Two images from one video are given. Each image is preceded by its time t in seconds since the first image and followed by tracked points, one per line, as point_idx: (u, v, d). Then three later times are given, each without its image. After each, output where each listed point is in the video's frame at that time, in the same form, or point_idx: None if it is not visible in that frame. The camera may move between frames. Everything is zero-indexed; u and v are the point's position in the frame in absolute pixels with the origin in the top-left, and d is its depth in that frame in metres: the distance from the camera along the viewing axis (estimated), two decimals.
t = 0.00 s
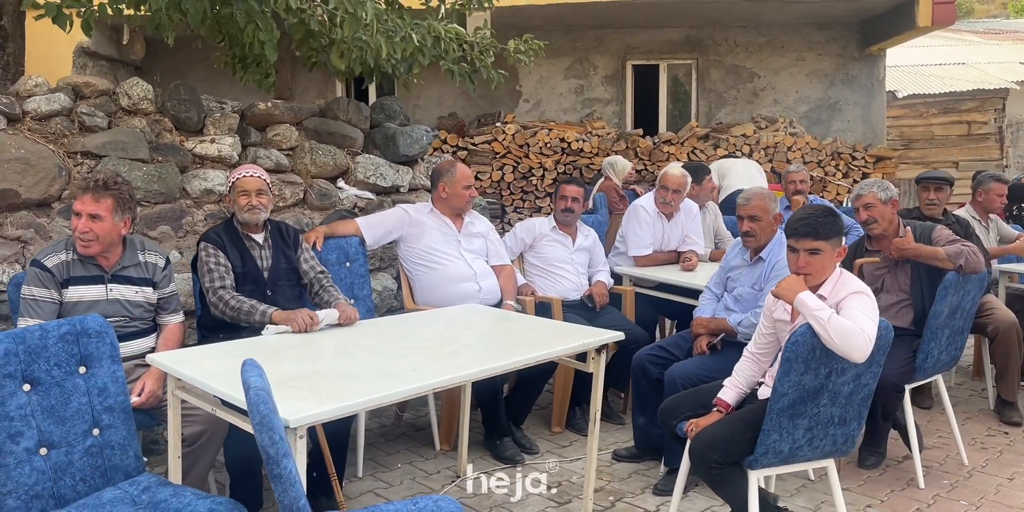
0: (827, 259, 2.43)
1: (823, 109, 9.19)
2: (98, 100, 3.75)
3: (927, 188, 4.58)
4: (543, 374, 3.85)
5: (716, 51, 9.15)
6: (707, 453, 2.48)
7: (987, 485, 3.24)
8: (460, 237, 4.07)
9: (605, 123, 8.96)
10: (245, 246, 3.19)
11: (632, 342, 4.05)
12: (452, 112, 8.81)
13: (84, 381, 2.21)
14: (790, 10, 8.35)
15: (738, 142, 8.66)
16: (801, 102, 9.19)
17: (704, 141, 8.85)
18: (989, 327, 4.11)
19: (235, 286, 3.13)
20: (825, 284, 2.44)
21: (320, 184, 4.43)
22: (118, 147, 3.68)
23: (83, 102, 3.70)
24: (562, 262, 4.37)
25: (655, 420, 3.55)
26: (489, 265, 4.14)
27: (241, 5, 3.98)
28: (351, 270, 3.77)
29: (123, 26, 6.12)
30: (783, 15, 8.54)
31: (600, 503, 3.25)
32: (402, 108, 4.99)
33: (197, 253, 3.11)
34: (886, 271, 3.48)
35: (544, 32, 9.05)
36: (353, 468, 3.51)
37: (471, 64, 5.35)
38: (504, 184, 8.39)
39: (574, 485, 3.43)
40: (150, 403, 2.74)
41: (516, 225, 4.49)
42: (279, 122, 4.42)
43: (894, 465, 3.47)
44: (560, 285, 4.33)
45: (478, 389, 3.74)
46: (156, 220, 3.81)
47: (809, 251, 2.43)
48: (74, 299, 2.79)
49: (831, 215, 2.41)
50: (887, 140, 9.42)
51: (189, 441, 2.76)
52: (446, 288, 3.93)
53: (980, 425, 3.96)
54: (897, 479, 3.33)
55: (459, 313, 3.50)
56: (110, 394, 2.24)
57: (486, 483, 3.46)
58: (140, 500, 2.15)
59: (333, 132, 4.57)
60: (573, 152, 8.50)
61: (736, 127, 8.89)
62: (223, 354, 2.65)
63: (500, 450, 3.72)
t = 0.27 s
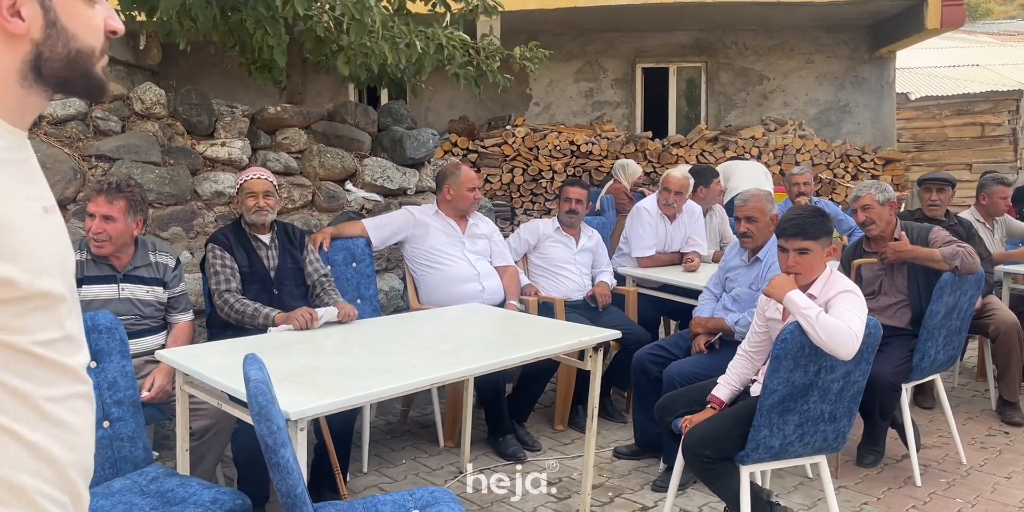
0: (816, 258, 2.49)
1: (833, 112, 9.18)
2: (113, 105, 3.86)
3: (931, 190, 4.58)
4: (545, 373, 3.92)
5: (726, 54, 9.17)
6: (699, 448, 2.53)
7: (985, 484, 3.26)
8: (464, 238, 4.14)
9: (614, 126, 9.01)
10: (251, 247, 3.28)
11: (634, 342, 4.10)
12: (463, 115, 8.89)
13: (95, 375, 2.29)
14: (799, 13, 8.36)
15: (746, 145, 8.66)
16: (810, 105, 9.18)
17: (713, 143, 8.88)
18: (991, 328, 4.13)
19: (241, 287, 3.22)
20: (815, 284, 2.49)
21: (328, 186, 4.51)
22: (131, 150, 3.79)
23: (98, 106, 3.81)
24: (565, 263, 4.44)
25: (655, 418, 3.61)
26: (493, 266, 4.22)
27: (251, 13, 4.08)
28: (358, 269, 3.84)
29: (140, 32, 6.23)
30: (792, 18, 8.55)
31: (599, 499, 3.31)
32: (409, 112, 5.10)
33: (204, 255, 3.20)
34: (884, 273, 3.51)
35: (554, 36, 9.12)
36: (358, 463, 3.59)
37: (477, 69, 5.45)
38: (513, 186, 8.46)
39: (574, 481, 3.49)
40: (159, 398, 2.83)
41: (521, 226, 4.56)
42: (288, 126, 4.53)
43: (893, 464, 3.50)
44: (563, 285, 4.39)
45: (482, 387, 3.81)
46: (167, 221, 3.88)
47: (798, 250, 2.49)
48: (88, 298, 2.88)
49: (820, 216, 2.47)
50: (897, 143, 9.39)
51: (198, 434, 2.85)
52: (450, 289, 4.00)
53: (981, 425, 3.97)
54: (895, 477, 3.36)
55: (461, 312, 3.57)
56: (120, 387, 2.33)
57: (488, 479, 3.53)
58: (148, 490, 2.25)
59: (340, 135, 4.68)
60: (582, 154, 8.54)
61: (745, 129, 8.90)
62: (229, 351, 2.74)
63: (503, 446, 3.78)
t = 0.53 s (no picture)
0: (811, 258, 2.56)
1: (846, 112, 9.14)
2: (129, 109, 3.95)
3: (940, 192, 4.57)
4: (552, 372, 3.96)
5: (738, 55, 9.16)
6: (699, 445, 2.57)
7: (990, 483, 3.27)
8: (472, 239, 4.20)
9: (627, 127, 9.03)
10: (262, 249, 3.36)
11: (640, 341, 4.14)
12: (476, 117, 8.93)
13: (109, 372, 2.36)
14: (812, 14, 8.33)
15: (758, 145, 8.66)
16: (823, 105, 9.15)
17: (726, 144, 8.86)
18: (999, 328, 4.14)
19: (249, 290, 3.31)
20: (813, 284, 2.54)
21: (340, 188, 4.55)
22: (147, 153, 3.87)
23: (115, 110, 3.90)
24: (572, 262, 4.48)
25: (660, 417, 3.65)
26: (501, 266, 4.27)
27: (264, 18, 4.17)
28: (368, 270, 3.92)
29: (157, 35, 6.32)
30: (805, 18, 8.53)
31: (604, 497, 3.35)
32: (420, 115, 5.17)
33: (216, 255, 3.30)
34: (888, 273, 3.52)
35: (567, 37, 9.18)
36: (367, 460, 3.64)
37: (487, 72, 5.51)
38: (526, 187, 8.50)
39: (581, 479, 3.54)
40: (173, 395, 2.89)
41: (528, 228, 4.61)
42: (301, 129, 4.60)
43: (898, 463, 3.51)
44: (570, 285, 4.43)
45: (489, 386, 3.86)
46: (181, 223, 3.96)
47: (794, 251, 2.56)
48: (104, 296, 2.94)
49: (815, 217, 2.55)
50: (911, 143, 9.35)
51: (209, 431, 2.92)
52: (458, 288, 4.05)
53: (989, 425, 3.97)
54: (899, 476, 3.38)
55: (468, 312, 3.62)
56: (133, 383, 2.40)
57: (495, 477, 3.57)
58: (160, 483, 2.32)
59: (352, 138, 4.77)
60: (594, 155, 8.58)
61: (758, 130, 8.89)
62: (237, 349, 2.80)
63: (510, 445, 3.83)
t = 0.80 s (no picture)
0: (817, 258, 2.58)
1: (863, 112, 9.05)
2: (146, 112, 4.01)
3: (956, 192, 4.53)
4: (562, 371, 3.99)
5: (754, 54, 9.10)
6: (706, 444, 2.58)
7: (1002, 484, 3.25)
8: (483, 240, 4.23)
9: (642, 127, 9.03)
10: (275, 251, 3.42)
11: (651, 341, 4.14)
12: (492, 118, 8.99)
13: (124, 370, 2.41)
14: (828, 13, 8.27)
15: (774, 145, 8.60)
16: (840, 105, 9.07)
17: (741, 144, 8.76)
18: (1015, 329, 4.11)
19: (258, 291, 3.40)
20: (819, 283, 2.56)
21: (352, 189, 4.65)
22: (163, 156, 3.94)
23: (132, 113, 3.96)
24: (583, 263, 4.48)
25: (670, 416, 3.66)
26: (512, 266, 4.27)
27: (279, 21, 4.22)
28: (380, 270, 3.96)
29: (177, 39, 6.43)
30: (821, 18, 8.47)
31: (613, 496, 3.37)
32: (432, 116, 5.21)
33: (227, 257, 3.38)
34: (900, 272, 3.50)
35: (581, 38, 9.21)
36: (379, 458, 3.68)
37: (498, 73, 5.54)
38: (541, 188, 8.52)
39: (591, 478, 3.56)
40: (188, 393, 2.95)
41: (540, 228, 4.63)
42: (314, 131, 4.63)
43: (910, 464, 3.50)
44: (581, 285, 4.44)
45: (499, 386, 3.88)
46: (196, 224, 4.03)
47: (799, 251, 2.60)
48: (120, 296, 3.00)
49: (817, 217, 2.59)
50: (929, 143, 9.26)
51: (223, 429, 2.98)
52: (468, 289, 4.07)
53: (1004, 426, 3.94)
54: (911, 477, 3.36)
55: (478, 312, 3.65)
56: (147, 381, 2.45)
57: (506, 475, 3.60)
58: (173, 479, 2.36)
59: (364, 140, 4.83)
60: (609, 156, 8.61)
61: (773, 130, 8.82)
62: (250, 348, 2.85)
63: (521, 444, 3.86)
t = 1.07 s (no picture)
0: (824, 258, 2.58)
1: (880, 111, 8.98)
2: (162, 115, 4.07)
3: (973, 192, 4.47)
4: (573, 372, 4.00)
5: (770, 54, 8.90)
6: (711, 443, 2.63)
7: (1016, 486, 3.22)
8: (494, 241, 4.25)
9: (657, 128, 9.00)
10: (286, 252, 3.46)
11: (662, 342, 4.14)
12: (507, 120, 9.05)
13: (136, 370, 2.45)
14: (844, 13, 8.19)
15: (791, 145, 8.50)
16: (857, 104, 8.97)
17: (757, 144, 8.63)
18: None
19: (272, 293, 3.42)
20: (826, 284, 2.54)
21: (365, 191, 4.68)
22: (178, 159, 4.00)
23: (148, 117, 4.02)
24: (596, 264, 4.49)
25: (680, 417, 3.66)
26: (523, 267, 4.31)
27: (293, 25, 4.26)
28: (393, 272, 4.00)
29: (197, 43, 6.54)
30: (838, 17, 8.40)
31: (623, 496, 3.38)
32: (445, 118, 5.19)
33: (240, 259, 3.41)
34: (910, 272, 3.49)
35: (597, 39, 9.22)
36: (391, 457, 3.71)
37: (512, 75, 5.54)
38: (557, 189, 8.53)
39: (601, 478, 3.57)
40: (199, 392, 2.98)
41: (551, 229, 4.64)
42: (328, 133, 4.68)
43: (923, 465, 3.47)
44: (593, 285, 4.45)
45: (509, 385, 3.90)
46: (211, 226, 4.09)
47: (805, 252, 2.60)
48: (133, 298, 3.06)
49: (825, 217, 2.57)
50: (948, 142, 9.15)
51: (235, 428, 3.02)
52: (479, 289, 4.09)
53: (1020, 428, 3.89)
54: (923, 478, 3.33)
55: (488, 313, 3.67)
56: (159, 381, 2.49)
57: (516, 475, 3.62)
58: (184, 477, 2.40)
59: (378, 142, 4.80)
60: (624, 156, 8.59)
61: (790, 130, 8.70)
62: (260, 348, 2.89)
63: (532, 444, 3.87)
